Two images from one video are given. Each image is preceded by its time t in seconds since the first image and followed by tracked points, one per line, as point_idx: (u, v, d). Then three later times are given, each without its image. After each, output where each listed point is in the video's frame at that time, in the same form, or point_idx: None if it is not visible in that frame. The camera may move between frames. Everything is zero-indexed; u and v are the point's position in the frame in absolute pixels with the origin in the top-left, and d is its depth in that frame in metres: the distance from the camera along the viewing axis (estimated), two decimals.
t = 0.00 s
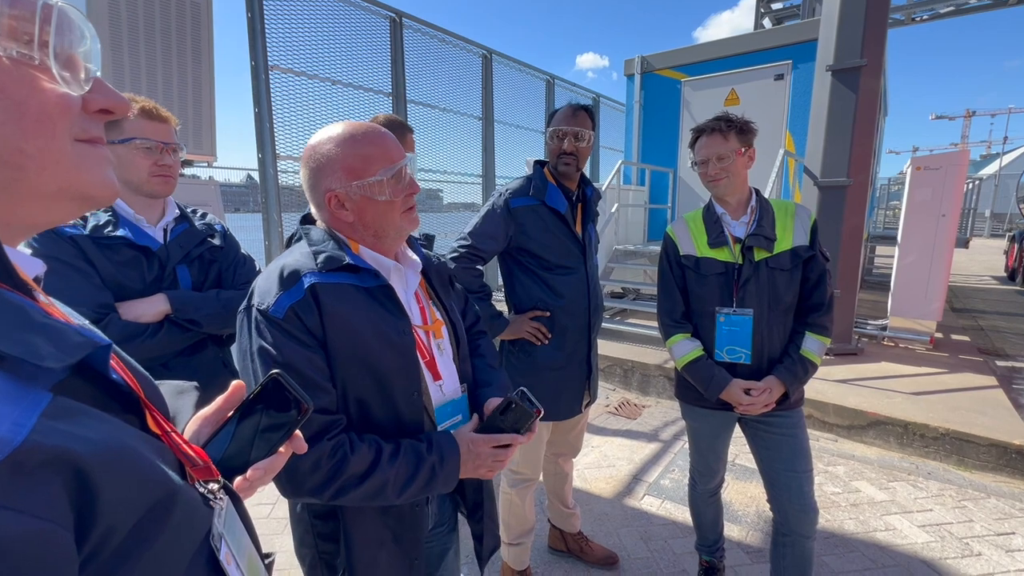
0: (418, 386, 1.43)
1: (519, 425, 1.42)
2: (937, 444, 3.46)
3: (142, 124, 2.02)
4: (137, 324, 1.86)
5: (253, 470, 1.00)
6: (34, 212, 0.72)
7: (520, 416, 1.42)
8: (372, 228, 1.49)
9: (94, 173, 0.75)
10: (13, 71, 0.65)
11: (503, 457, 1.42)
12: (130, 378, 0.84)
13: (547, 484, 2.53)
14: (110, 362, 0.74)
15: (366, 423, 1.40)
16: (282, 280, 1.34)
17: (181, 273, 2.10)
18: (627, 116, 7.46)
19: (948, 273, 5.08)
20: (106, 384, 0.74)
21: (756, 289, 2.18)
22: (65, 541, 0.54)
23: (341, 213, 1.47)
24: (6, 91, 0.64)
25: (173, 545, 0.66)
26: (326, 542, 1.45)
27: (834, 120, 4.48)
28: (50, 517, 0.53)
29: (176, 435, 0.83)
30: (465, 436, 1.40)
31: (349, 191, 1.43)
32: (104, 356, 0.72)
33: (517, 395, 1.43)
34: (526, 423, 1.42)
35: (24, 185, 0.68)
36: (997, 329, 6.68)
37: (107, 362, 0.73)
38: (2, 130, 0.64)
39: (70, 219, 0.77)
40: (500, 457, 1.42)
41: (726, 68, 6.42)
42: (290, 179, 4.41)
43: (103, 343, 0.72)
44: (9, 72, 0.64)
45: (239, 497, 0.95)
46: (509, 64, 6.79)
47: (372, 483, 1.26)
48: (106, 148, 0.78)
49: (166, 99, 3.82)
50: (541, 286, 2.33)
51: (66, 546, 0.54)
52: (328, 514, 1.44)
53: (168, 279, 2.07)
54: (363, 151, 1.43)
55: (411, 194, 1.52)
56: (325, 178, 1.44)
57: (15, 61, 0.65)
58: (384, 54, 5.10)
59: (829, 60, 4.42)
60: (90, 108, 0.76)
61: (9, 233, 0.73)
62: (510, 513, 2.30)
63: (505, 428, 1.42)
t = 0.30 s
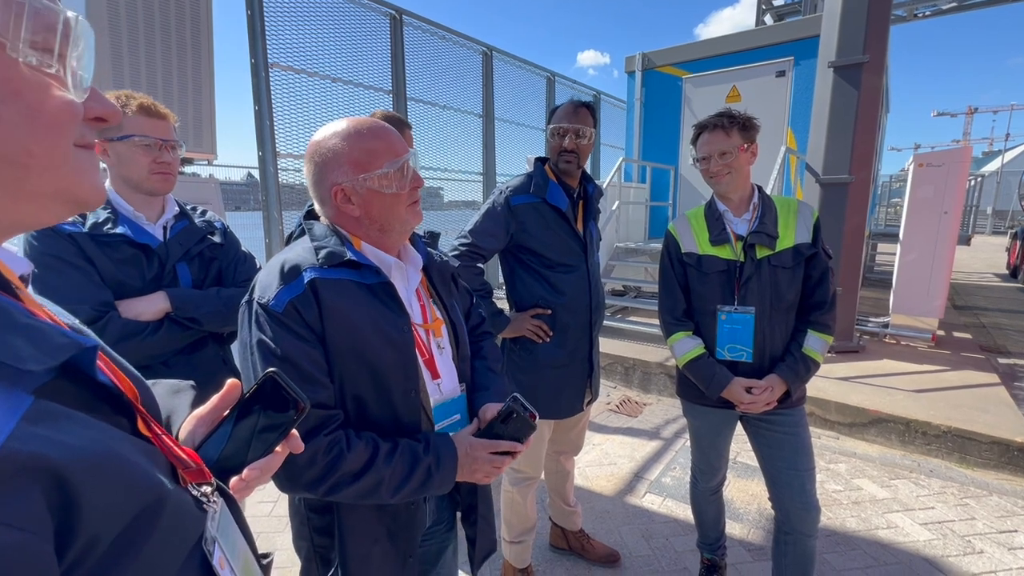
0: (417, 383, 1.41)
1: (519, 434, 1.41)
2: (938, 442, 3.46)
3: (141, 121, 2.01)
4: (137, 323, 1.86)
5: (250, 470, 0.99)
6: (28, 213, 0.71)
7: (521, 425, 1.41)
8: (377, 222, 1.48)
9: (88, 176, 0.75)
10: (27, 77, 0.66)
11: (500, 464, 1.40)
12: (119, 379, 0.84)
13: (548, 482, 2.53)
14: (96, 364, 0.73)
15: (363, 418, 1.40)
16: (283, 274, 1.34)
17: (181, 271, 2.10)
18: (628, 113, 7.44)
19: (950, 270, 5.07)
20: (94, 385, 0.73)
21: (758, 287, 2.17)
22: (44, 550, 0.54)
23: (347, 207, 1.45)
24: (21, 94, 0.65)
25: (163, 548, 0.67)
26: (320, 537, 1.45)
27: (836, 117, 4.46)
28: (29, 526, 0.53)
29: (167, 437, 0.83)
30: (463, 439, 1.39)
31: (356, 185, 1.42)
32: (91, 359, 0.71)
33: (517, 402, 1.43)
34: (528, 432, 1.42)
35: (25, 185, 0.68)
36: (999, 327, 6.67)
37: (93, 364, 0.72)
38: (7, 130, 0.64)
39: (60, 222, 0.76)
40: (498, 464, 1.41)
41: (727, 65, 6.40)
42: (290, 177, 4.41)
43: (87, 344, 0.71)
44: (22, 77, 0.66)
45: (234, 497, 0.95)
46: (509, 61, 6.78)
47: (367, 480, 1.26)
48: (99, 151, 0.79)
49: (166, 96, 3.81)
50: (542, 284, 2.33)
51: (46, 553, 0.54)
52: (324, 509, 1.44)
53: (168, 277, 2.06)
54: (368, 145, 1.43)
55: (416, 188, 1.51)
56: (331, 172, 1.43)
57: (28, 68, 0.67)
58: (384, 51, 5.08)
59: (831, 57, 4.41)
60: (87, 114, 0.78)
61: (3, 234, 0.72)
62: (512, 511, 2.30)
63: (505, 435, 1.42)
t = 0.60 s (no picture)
0: (415, 383, 1.41)
1: (519, 438, 1.41)
2: (938, 440, 3.46)
3: (141, 120, 2.01)
4: (138, 320, 1.86)
5: (247, 470, 0.99)
6: (24, 216, 0.71)
7: (522, 431, 1.40)
8: (374, 222, 1.48)
9: (83, 181, 0.76)
10: (28, 83, 0.67)
11: (500, 467, 1.40)
12: (112, 381, 0.84)
13: (549, 481, 2.53)
14: (88, 367, 0.73)
15: (360, 417, 1.39)
16: (283, 275, 1.34)
17: (181, 269, 2.09)
18: (628, 111, 7.42)
19: (950, 268, 5.07)
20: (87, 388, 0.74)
21: (758, 286, 2.17)
22: (36, 556, 0.53)
23: (345, 208, 1.45)
24: (24, 100, 0.66)
25: (159, 552, 0.67)
26: (319, 535, 1.45)
27: (837, 115, 4.45)
28: (21, 532, 0.53)
29: (162, 439, 0.82)
30: (464, 443, 1.39)
31: (353, 185, 1.41)
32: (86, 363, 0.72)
33: (519, 407, 1.43)
34: (529, 437, 1.42)
35: (24, 188, 0.68)
36: (999, 325, 6.67)
37: (86, 367, 0.73)
38: (12, 134, 0.65)
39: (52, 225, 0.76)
40: (498, 467, 1.41)
41: (727, 62, 6.39)
42: (290, 175, 4.40)
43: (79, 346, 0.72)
44: (23, 82, 0.67)
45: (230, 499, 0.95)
46: (509, 59, 6.76)
47: (371, 482, 1.26)
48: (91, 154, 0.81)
49: (165, 94, 3.80)
50: (543, 283, 2.32)
51: (39, 558, 0.54)
52: (323, 508, 1.44)
53: (168, 275, 2.06)
54: (364, 145, 1.42)
55: (413, 188, 1.51)
56: (328, 173, 1.43)
57: (30, 74, 0.68)
58: (383, 49, 5.07)
59: (832, 54, 4.40)
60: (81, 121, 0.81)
61: None
62: (513, 510, 2.30)
63: (505, 439, 1.41)
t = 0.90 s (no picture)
0: (411, 382, 1.41)
1: (512, 436, 1.41)
2: (937, 440, 3.46)
3: (139, 122, 2.00)
4: (132, 319, 1.86)
5: (241, 472, 1.01)
6: (13, 213, 0.72)
7: (515, 430, 1.40)
8: (371, 220, 1.46)
9: (77, 179, 0.76)
10: (12, 78, 0.67)
11: (494, 465, 1.41)
12: (105, 383, 0.84)
13: (549, 480, 2.53)
14: (78, 368, 0.73)
15: (355, 416, 1.39)
16: (279, 275, 1.33)
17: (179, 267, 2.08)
18: (628, 110, 7.41)
19: (949, 268, 5.07)
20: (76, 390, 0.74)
21: (759, 285, 2.17)
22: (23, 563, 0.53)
23: (341, 206, 1.44)
24: (9, 95, 0.66)
25: (152, 554, 0.67)
26: (314, 536, 1.44)
27: (837, 114, 4.45)
28: (9, 538, 0.53)
29: (156, 441, 0.82)
30: (458, 443, 1.40)
31: (349, 183, 1.41)
32: (75, 363, 0.72)
33: (512, 407, 1.41)
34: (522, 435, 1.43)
35: (11, 185, 0.69)
36: (998, 324, 6.68)
37: (75, 369, 0.73)
38: None
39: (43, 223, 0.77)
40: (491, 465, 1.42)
41: (726, 61, 6.38)
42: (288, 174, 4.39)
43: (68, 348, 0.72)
44: (7, 79, 0.66)
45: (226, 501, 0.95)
46: (509, 57, 6.75)
47: (366, 483, 1.26)
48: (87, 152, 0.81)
49: (163, 92, 3.79)
50: (543, 282, 2.32)
51: (26, 564, 0.54)
52: (320, 509, 1.43)
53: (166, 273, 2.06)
54: (360, 143, 1.42)
55: (408, 185, 1.51)
56: (323, 171, 1.42)
57: (15, 71, 0.68)
58: (383, 47, 5.06)
59: (832, 53, 4.39)
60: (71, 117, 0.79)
61: None
62: (512, 509, 2.29)
63: (497, 438, 1.41)
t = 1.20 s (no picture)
0: (404, 380, 1.41)
1: (494, 412, 1.40)
2: (934, 440, 3.48)
3: (137, 129, 1.98)
4: (131, 317, 1.86)
5: (240, 469, 0.99)
6: (6, 193, 0.72)
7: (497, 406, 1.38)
8: (361, 218, 1.46)
9: (67, 153, 0.76)
10: None
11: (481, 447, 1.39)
12: (103, 380, 0.84)
13: (547, 480, 2.53)
14: (73, 366, 0.73)
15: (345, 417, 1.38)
16: (264, 275, 1.32)
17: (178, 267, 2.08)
18: (626, 110, 7.42)
19: (945, 269, 5.09)
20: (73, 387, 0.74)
21: (757, 286, 2.18)
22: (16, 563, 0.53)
23: (331, 204, 1.43)
24: None
25: (146, 554, 0.67)
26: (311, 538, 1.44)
27: (835, 115, 4.46)
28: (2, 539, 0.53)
29: (154, 439, 0.82)
30: (440, 429, 1.38)
31: (339, 181, 1.40)
32: (70, 361, 0.72)
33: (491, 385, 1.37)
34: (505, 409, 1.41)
35: None
36: (993, 325, 6.73)
37: (70, 367, 0.73)
38: None
39: (43, 203, 0.78)
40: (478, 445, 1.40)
41: (724, 62, 6.40)
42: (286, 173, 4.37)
43: (61, 346, 0.72)
44: None
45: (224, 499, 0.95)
46: (508, 58, 6.75)
47: (342, 480, 1.24)
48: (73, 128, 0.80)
49: (160, 90, 3.77)
50: (542, 282, 2.32)
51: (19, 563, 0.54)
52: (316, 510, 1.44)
53: (165, 272, 2.05)
54: (350, 141, 1.42)
55: (398, 183, 1.51)
56: (313, 169, 1.41)
57: None
58: (381, 46, 5.05)
59: (830, 55, 4.41)
60: (53, 85, 0.75)
61: None
62: (511, 509, 2.30)
63: (480, 417, 1.39)
